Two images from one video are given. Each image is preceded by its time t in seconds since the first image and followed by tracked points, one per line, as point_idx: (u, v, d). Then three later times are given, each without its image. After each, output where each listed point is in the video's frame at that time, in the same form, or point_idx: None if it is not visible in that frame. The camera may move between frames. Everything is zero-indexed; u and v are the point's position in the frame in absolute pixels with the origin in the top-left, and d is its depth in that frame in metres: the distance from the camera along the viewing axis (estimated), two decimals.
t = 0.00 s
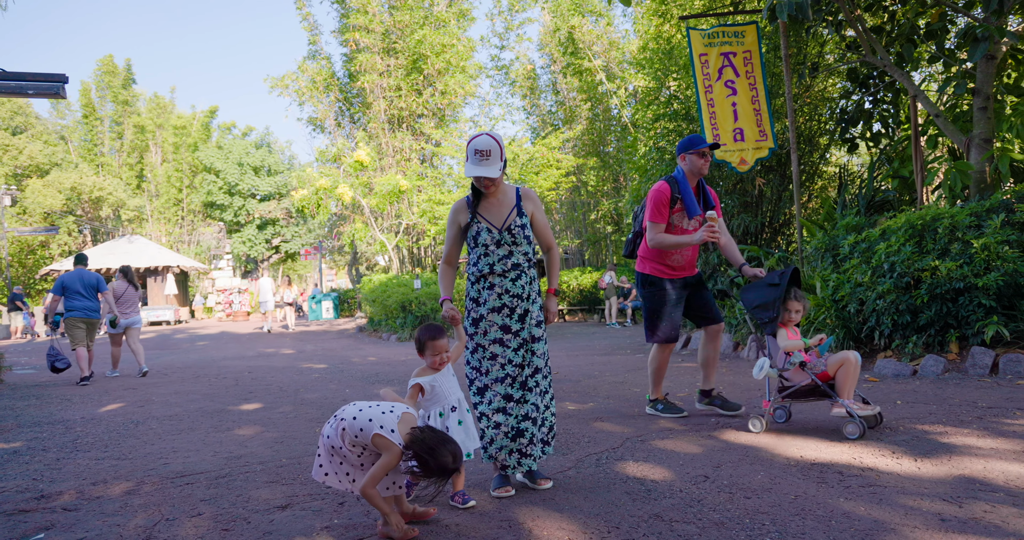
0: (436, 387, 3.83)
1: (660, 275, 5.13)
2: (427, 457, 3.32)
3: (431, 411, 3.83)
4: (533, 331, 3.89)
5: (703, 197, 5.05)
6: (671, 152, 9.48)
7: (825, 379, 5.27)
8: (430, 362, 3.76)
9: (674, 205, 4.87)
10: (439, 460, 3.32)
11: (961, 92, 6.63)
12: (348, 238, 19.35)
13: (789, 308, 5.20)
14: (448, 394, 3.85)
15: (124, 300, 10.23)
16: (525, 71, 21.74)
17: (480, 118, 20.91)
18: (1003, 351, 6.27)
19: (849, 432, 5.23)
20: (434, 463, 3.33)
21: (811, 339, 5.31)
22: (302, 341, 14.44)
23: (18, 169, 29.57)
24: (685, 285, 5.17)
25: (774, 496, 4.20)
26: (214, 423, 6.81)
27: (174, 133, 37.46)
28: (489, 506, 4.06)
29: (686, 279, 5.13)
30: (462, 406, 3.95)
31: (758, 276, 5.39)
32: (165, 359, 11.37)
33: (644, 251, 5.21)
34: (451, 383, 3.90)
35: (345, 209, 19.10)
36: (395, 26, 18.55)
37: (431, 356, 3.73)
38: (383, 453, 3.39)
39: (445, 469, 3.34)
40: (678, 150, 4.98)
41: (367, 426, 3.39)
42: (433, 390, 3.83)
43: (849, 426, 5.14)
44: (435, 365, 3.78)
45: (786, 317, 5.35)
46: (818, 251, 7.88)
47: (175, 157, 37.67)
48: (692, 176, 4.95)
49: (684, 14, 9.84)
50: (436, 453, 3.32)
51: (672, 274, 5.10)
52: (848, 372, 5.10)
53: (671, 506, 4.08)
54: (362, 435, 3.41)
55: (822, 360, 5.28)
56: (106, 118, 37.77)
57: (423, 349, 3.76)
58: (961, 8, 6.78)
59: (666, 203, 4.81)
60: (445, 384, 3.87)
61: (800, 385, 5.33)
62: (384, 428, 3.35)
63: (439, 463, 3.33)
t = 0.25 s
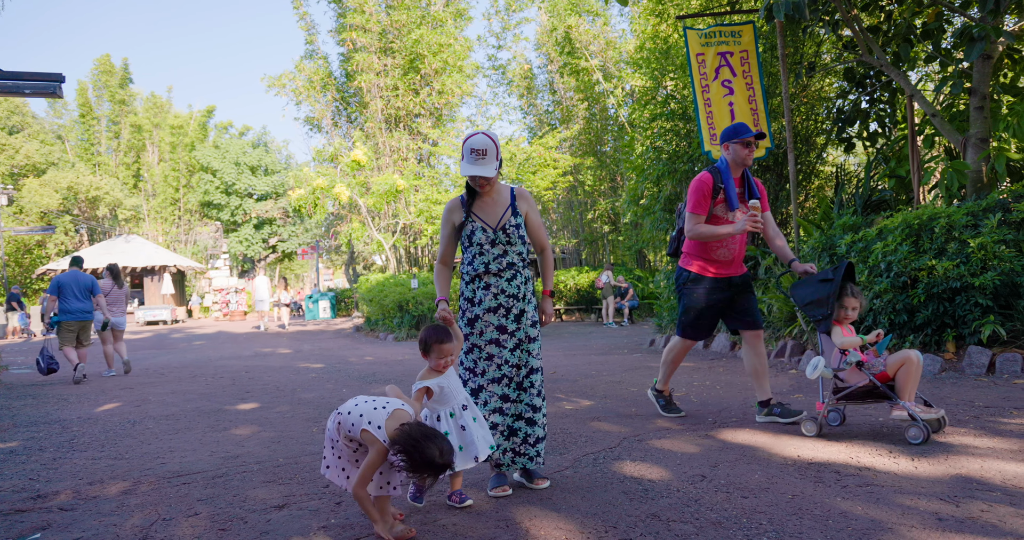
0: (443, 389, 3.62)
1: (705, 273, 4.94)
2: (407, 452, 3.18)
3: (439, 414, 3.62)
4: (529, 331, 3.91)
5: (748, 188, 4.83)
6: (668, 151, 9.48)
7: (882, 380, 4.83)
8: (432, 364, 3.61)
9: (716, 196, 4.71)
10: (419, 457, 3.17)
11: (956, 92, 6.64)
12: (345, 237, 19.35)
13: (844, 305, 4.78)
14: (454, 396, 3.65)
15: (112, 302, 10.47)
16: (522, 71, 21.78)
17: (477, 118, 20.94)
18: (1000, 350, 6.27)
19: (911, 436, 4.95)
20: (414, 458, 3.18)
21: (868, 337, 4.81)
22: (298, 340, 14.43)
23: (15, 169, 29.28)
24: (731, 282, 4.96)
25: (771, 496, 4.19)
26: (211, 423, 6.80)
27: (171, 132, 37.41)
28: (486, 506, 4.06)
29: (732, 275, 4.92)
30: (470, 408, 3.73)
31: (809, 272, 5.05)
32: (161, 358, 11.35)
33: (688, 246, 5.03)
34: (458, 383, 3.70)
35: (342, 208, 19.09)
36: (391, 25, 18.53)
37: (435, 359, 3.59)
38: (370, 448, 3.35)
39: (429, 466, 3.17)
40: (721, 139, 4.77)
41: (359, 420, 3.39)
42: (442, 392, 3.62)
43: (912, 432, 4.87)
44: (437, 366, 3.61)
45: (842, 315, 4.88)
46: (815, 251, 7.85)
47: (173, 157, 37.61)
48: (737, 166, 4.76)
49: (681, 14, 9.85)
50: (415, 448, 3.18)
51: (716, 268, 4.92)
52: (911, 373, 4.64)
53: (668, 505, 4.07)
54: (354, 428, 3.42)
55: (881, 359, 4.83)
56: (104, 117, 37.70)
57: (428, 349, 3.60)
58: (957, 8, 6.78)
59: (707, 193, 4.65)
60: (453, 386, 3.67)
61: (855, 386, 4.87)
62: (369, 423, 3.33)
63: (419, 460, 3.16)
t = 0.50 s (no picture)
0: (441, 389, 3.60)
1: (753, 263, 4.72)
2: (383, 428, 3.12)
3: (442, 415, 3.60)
4: (526, 331, 3.90)
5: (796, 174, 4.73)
6: (666, 151, 9.48)
7: (947, 382, 4.51)
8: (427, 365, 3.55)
9: (762, 181, 4.58)
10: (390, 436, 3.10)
11: (953, 92, 6.64)
12: (342, 237, 19.35)
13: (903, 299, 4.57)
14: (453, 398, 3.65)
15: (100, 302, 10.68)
16: (519, 70, 21.80)
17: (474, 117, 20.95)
18: (996, 350, 6.30)
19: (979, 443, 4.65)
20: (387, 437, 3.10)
21: (932, 334, 4.51)
22: (295, 340, 14.42)
23: (11, 168, 28.93)
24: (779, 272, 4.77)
25: (768, 495, 4.20)
26: (208, 423, 6.79)
27: (168, 132, 37.34)
28: (484, 505, 4.06)
29: (780, 265, 4.74)
30: (469, 406, 3.75)
31: (866, 267, 4.82)
32: (157, 358, 11.32)
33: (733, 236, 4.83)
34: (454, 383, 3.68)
35: (339, 208, 19.08)
36: (389, 25, 18.50)
37: (431, 359, 3.53)
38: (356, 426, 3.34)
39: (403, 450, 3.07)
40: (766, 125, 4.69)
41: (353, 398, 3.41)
42: (443, 392, 3.61)
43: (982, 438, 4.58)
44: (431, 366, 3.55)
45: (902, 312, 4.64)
46: (812, 250, 7.90)
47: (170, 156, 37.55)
48: (783, 152, 4.66)
49: (678, 13, 9.85)
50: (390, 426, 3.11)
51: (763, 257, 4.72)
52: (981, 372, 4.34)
53: (665, 505, 4.08)
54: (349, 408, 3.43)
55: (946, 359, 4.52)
56: (100, 116, 37.56)
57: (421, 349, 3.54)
58: (953, 8, 6.78)
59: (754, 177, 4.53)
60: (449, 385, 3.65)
61: (918, 388, 4.56)
62: (356, 399, 3.35)
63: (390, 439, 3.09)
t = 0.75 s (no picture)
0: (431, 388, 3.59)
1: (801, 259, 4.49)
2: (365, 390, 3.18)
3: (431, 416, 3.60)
4: (525, 330, 3.87)
5: (844, 167, 4.53)
6: (663, 151, 9.48)
7: (1018, 384, 4.23)
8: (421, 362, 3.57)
9: (811, 173, 4.38)
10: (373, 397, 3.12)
11: (951, 91, 6.63)
12: (340, 237, 19.34)
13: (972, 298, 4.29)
14: (442, 399, 3.62)
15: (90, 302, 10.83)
16: (516, 70, 21.86)
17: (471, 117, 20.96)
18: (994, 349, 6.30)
19: None
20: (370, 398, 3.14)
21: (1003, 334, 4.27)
22: (292, 339, 14.43)
23: (9, 168, 28.87)
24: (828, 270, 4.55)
25: (765, 495, 4.19)
26: (205, 422, 6.79)
27: (166, 131, 37.31)
28: (481, 504, 4.06)
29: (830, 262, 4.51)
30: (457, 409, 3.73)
31: (925, 263, 4.48)
32: (155, 358, 11.32)
33: (780, 233, 4.62)
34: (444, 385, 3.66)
35: (336, 208, 19.11)
36: (386, 24, 18.52)
37: (423, 356, 3.55)
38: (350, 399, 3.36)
39: (383, 412, 3.11)
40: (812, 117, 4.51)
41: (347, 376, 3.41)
42: (430, 393, 3.58)
43: None
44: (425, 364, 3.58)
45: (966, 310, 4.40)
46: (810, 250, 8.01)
47: (168, 156, 37.55)
48: (831, 144, 4.47)
49: (675, 13, 9.86)
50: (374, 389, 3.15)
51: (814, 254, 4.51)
52: None
53: (662, 505, 4.07)
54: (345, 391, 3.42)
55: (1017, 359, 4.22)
56: (98, 116, 37.43)
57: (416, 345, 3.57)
58: (951, 8, 6.80)
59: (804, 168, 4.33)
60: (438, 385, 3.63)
61: (986, 391, 4.28)
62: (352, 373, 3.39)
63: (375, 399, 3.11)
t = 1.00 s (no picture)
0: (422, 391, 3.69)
1: (857, 252, 4.23)
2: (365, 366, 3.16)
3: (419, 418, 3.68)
4: (527, 329, 3.82)
5: (898, 154, 4.30)
6: (661, 151, 9.49)
7: None
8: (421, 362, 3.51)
9: (867, 160, 4.12)
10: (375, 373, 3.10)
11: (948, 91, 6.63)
12: (338, 236, 19.34)
13: None
14: (432, 404, 3.73)
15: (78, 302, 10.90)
16: (514, 70, 21.90)
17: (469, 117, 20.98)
18: (991, 349, 6.26)
19: None
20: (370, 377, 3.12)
21: None
22: (290, 339, 14.43)
23: (6, 167, 28.84)
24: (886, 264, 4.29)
25: (763, 495, 4.19)
26: (203, 422, 6.78)
27: (164, 131, 37.27)
28: (478, 504, 4.06)
29: (887, 255, 4.27)
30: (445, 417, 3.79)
31: (988, 256, 4.16)
32: (153, 358, 11.30)
33: (833, 226, 4.34)
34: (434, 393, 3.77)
35: (334, 207, 19.09)
36: (384, 24, 18.53)
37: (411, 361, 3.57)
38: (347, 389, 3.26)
39: (395, 379, 3.09)
40: (862, 101, 4.27)
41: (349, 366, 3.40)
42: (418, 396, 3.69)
43: None
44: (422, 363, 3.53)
45: None
46: (808, 250, 8.01)
47: (166, 155, 37.50)
48: (883, 130, 4.23)
49: (673, 13, 9.85)
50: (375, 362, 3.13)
51: (870, 246, 4.25)
52: None
53: (660, 505, 4.07)
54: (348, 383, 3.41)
55: None
56: (95, 115, 37.33)
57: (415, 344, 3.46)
58: (948, 8, 6.78)
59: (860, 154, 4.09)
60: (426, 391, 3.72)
61: None
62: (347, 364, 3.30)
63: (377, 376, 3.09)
